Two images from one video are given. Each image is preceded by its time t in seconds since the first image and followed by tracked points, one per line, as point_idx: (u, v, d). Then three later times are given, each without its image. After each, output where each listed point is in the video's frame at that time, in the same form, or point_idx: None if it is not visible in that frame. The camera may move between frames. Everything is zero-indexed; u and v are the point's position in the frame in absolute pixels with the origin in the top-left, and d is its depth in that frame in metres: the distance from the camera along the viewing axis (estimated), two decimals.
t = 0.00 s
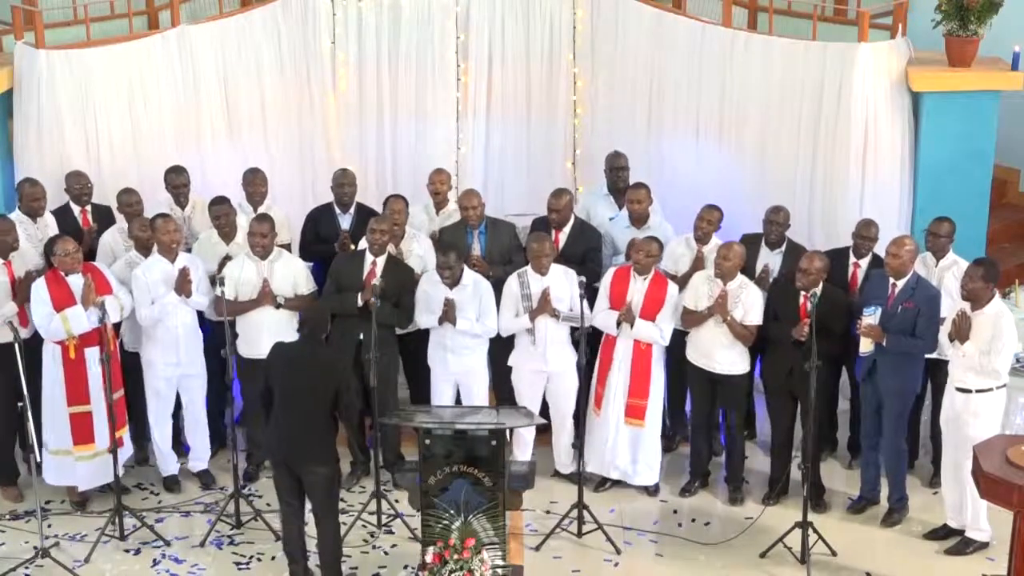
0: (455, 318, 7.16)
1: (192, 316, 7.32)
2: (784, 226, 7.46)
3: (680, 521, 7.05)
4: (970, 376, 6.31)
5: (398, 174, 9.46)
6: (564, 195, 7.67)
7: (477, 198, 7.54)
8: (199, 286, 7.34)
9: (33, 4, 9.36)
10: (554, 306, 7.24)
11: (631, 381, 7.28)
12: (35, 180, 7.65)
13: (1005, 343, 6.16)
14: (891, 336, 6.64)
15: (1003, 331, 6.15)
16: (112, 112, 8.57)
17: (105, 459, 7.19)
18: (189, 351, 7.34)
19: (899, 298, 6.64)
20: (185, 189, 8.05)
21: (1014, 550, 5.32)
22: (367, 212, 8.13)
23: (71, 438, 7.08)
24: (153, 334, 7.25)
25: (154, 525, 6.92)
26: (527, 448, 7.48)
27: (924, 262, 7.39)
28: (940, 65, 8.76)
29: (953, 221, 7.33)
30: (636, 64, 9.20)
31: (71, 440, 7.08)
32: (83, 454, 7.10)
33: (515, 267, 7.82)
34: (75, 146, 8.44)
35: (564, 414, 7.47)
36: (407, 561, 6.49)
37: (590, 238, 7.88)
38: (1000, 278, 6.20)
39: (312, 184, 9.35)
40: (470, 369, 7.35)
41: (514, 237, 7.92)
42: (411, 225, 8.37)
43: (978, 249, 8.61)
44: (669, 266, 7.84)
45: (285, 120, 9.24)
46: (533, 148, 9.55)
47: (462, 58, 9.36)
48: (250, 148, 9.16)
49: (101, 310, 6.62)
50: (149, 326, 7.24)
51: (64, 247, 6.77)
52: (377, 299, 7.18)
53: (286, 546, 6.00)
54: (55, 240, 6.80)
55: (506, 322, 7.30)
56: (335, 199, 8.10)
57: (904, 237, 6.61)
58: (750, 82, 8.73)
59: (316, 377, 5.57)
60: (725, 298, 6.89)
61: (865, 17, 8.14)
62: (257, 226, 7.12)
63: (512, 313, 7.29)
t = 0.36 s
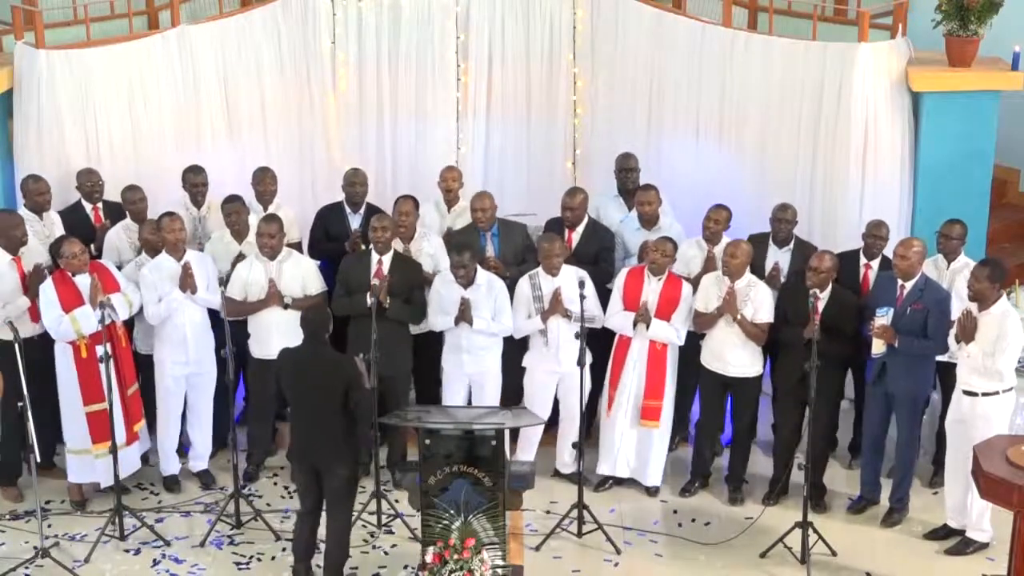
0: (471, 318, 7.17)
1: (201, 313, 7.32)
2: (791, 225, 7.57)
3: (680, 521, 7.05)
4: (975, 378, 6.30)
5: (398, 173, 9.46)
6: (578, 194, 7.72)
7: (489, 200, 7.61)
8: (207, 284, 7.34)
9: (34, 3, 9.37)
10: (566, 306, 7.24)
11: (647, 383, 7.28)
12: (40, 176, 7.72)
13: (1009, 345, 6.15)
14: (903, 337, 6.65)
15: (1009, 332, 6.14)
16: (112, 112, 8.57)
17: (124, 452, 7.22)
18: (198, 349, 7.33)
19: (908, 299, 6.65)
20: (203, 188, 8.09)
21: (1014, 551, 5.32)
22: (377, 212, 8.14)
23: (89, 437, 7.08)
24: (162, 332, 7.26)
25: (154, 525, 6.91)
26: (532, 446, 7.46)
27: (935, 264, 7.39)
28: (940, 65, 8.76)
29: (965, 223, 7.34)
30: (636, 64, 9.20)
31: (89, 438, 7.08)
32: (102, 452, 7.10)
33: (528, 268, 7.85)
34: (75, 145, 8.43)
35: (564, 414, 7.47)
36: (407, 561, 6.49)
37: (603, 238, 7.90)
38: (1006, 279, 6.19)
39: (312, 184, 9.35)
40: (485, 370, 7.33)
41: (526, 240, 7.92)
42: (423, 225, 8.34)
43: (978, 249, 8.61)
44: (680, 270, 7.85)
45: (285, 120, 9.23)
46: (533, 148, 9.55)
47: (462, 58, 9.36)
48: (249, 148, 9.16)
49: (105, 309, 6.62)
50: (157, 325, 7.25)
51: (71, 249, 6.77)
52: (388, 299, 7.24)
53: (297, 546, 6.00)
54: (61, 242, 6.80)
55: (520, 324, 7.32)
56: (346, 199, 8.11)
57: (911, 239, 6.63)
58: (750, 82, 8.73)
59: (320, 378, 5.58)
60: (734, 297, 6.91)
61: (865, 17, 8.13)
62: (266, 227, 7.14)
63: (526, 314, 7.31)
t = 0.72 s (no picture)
0: (478, 314, 7.15)
1: (206, 314, 7.32)
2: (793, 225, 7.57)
3: (681, 521, 7.05)
4: (976, 379, 6.30)
5: (398, 173, 9.47)
6: (585, 192, 7.74)
7: (501, 197, 7.60)
8: (210, 286, 7.33)
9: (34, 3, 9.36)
10: (570, 304, 7.23)
11: (655, 383, 7.29)
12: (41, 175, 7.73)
13: (1009, 344, 6.15)
14: (907, 336, 6.65)
15: (1009, 332, 6.14)
16: (112, 112, 8.55)
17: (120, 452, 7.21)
18: (201, 348, 7.34)
19: (913, 299, 6.65)
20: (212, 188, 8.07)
21: (1014, 551, 5.32)
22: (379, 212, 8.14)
23: (86, 433, 7.08)
24: (166, 332, 7.28)
25: (154, 525, 6.91)
26: (536, 445, 7.45)
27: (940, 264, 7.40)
28: (940, 65, 8.76)
29: (970, 224, 7.34)
30: (636, 64, 9.20)
31: (86, 435, 7.08)
32: (98, 449, 7.10)
33: (534, 267, 7.85)
34: (75, 144, 8.41)
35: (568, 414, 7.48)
36: (407, 561, 6.49)
37: (610, 237, 7.91)
38: (1007, 278, 6.20)
39: (312, 184, 9.35)
40: (488, 371, 7.33)
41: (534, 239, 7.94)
42: (424, 225, 8.35)
43: (980, 249, 8.59)
44: (682, 268, 7.86)
45: (285, 120, 9.24)
46: (533, 149, 9.56)
47: (462, 58, 9.37)
48: (249, 148, 9.15)
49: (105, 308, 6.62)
50: (160, 324, 7.26)
51: (75, 245, 6.79)
52: (389, 296, 7.22)
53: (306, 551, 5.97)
54: (65, 237, 6.82)
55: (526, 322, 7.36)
56: (348, 198, 8.11)
57: (917, 239, 6.63)
58: (749, 82, 8.73)
59: (324, 381, 5.58)
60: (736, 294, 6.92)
61: (865, 17, 8.14)
62: (271, 227, 7.13)
63: (531, 313, 7.37)
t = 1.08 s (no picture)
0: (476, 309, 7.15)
1: (206, 314, 7.32)
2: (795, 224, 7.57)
3: (681, 521, 7.05)
4: (975, 379, 6.31)
5: (398, 173, 9.48)
6: (586, 191, 7.73)
7: (502, 196, 7.65)
8: (211, 286, 7.32)
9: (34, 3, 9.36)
10: (569, 303, 7.24)
11: (654, 382, 7.28)
12: (41, 176, 7.72)
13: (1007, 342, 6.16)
14: (908, 339, 6.65)
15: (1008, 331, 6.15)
16: (112, 112, 8.52)
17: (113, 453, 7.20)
18: (200, 348, 7.34)
19: (914, 300, 6.65)
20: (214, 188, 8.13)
21: (1013, 551, 5.32)
22: (377, 211, 8.14)
23: (78, 432, 7.08)
24: (165, 331, 7.28)
25: (154, 525, 6.91)
26: (534, 446, 7.46)
27: (939, 264, 7.40)
28: (940, 65, 8.76)
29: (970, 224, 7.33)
30: (636, 63, 9.20)
31: (78, 434, 7.08)
32: (91, 449, 7.09)
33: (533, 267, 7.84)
34: (74, 144, 8.37)
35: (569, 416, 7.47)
36: (407, 561, 6.49)
37: (610, 236, 7.91)
38: (1005, 277, 6.21)
39: (312, 185, 9.35)
40: (485, 370, 7.33)
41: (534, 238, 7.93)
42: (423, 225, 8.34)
43: (980, 249, 8.59)
44: (682, 267, 7.84)
45: (285, 120, 9.24)
46: (533, 149, 9.56)
47: (462, 58, 9.37)
48: (249, 148, 9.15)
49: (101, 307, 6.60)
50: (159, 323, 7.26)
51: (75, 242, 6.81)
52: (389, 297, 7.22)
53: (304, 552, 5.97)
54: (66, 235, 6.83)
55: (523, 320, 7.38)
56: (346, 198, 8.11)
57: (919, 240, 6.62)
58: (749, 82, 8.73)
59: (324, 379, 5.58)
60: (734, 294, 6.91)
61: (865, 17, 8.14)
62: (274, 226, 7.13)
63: (528, 311, 7.39)
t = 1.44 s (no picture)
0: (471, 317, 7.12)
1: (206, 315, 7.34)
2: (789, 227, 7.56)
3: (681, 521, 7.05)
4: (973, 379, 6.30)
5: (398, 172, 9.49)
6: (576, 196, 7.74)
7: (493, 198, 7.68)
8: (210, 287, 7.35)
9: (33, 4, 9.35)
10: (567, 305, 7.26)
11: (656, 384, 7.27)
12: (39, 178, 7.70)
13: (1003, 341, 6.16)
14: (905, 336, 6.66)
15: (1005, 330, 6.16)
16: (113, 112, 8.50)
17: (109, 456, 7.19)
18: (199, 348, 7.34)
19: (912, 300, 6.65)
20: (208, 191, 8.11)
21: (1013, 551, 5.32)
22: (371, 212, 8.14)
23: (71, 435, 7.07)
24: (165, 333, 7.28)
25: (154, 525, 6.92)
26: (530, 447, 7.46)
27: (936, 264, 7.42)
28: (940, 65, 8.76)
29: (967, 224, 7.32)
30: (636, 63, 9.20)
31: (72, 436, 7.07)
32: (88, 452, 7.09)
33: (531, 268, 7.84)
34: (74, 143, 8.36)
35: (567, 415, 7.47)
36: (407, 561, 6.49)
37: (605, 235, 7.91)
38: (1002, 276, 6.21)
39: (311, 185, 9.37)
40: (485, 375, 7.30)
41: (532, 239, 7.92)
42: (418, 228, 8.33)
43: (980, 248, 8.61)
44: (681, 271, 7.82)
45: (285, 120, 9.25)
46: (533, 149, 9.58)
47: (462, 58, 9.38)
48: (249, 149, 9.14)
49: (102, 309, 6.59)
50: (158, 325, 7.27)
51: (75, 243, 6.81)
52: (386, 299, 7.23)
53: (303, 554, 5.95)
54: (66, 236, 6.83)
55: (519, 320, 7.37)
56: (339, 199, 8.11)
57: (916, 242, 6.62)
58: (749, 81, 8.72)
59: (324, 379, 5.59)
60: (733, 297, 6.91)
61: (865, 17, 8.13)
62: (273, 227, 7.13)
63: (526, 311, 7.38)
